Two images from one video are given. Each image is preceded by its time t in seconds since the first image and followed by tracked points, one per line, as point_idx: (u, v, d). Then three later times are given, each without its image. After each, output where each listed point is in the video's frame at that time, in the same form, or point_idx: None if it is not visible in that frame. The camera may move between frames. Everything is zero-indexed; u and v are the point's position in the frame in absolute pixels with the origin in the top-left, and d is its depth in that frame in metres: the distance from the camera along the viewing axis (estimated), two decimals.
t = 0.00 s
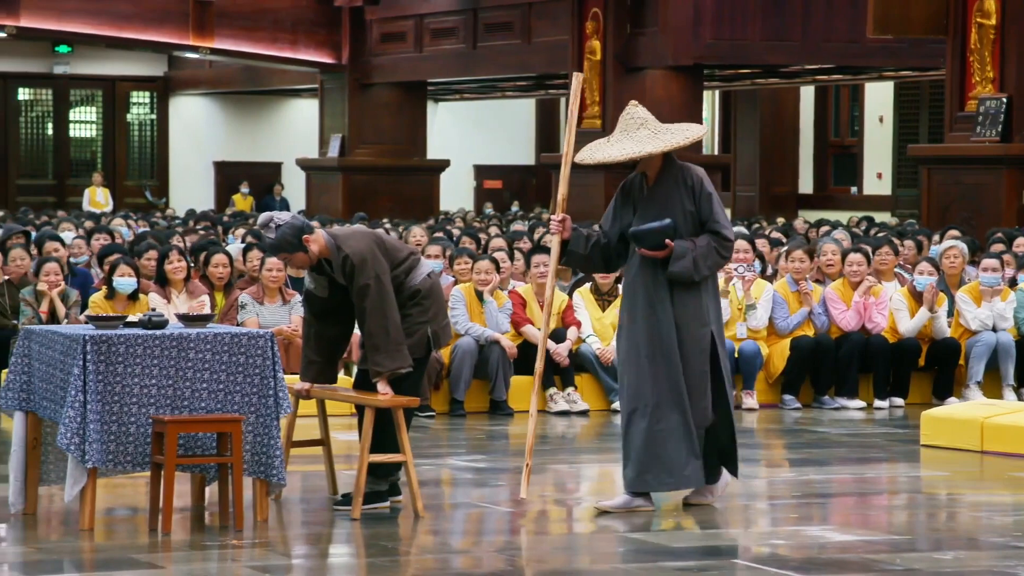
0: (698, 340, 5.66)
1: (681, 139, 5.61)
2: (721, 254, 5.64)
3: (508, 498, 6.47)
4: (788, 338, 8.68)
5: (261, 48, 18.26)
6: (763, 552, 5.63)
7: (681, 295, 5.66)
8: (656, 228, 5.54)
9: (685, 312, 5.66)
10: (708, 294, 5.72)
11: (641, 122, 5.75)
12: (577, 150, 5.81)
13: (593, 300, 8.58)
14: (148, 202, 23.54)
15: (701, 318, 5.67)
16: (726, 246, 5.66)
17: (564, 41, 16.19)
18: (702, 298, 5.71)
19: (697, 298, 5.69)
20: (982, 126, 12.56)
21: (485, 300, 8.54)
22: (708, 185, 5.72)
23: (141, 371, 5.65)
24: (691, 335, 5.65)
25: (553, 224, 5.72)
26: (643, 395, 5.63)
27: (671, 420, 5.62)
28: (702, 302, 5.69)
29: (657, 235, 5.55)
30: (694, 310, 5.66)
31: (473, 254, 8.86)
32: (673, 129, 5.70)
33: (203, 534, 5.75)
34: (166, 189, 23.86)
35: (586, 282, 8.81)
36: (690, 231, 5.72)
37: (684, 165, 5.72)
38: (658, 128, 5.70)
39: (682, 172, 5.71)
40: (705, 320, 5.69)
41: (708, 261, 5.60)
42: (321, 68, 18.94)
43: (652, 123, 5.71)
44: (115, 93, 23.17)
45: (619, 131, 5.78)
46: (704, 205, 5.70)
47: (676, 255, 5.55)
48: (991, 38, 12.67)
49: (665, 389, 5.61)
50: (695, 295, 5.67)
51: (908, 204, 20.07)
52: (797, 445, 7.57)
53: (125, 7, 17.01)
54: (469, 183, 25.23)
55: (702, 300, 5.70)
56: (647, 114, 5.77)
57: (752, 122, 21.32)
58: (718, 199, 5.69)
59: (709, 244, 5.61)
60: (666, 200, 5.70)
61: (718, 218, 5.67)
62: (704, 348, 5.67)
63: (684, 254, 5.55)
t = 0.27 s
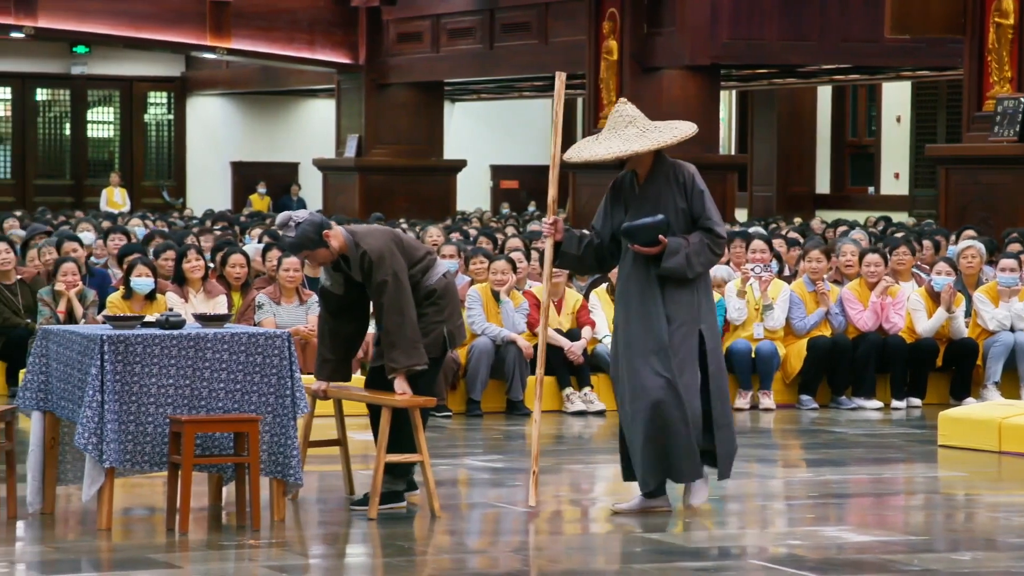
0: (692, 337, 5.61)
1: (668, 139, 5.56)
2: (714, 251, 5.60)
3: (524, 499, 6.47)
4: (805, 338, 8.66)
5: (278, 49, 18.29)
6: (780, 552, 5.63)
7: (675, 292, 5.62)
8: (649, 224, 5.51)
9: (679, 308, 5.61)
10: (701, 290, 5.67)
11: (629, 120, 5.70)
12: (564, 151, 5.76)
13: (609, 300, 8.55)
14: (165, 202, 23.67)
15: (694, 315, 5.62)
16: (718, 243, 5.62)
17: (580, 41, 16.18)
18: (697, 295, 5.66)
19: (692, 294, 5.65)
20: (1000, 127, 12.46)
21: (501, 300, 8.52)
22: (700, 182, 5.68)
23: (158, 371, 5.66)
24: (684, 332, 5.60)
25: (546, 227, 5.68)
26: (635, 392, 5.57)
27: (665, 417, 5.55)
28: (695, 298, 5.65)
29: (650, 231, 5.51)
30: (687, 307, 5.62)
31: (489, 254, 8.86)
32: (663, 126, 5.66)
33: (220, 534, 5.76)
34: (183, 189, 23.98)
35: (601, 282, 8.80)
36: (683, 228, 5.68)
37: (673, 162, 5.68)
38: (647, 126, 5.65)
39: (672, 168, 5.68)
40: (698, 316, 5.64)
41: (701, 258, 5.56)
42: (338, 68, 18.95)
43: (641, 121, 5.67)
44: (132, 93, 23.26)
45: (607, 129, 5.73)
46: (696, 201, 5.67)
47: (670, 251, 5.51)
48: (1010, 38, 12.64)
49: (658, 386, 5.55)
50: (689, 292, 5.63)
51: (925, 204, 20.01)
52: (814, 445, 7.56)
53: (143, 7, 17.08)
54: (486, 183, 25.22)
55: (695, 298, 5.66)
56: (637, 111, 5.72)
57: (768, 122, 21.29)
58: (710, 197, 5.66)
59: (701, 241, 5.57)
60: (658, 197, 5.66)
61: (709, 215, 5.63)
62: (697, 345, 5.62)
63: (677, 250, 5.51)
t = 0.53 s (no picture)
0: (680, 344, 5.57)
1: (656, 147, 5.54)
2: (704, 258, 5.54)
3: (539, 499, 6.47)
4: (820, 338, 8.67)
5: (293, 49, 18.31)
6: (794, 553, 5.62)
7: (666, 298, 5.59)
8: (637, 230, 5.52)
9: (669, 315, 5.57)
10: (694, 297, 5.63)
11: (620, 125, 5.69)
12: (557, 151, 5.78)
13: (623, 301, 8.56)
14: (180, 202, 23.62)
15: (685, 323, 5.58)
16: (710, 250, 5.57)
17: (595, 41, 16.18)
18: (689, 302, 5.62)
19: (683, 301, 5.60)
20: (1016, 125, 12.48)
21: (515, 300, 8.53)
22: (695, 190, 5.63)
23: (173, 371, 5.66)
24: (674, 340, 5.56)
25: (547, 233, 5.62)
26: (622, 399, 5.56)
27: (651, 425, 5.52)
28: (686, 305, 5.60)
29: (639, 238, 5.52)
30: (678, 313, 5.58)
31: (502, 254, 8.85)
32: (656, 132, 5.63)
33: (235, 534, 5.76)
34: (198, 189, 23.91)
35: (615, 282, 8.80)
36: (677, 234, 5.64)
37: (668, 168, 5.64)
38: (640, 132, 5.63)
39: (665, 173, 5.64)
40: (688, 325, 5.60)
41: (690, 264, 5.51)
42: (352, 68, 18.97)
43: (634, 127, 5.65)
44: (147, 93, 23.24)
45: (598, 133, 5.73)
46: (688, 207, 5.61)
47: (657, 257, 5.50)
48: None
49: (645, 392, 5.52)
50: (677, 298, 5.59)
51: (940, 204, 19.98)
52: (829, 445, 7.55)
53: (158, 8, 17.15)
54: (500, 182, 25.21)
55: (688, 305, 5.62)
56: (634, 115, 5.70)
57: (783, 122, 21.26)
58: (703, 204, 5.60)
59: (691, 247, 5.53)
60: (651, 204, 5.64)
61: (701, 223, 5.58)
62: (685, 353, 5.58)
63: (665, 256, 5.49)
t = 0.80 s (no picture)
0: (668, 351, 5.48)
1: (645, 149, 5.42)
2: (693, 266, 5.43)
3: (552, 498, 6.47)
4: (833, 338, 8.66)
5: (306, 49, 18.32)
6: (807, 553, 5.62)
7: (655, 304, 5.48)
8: (623, 236, 5.45)
9: (658, 321, 5.47)
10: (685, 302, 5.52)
11: (615, 127, 5.59)
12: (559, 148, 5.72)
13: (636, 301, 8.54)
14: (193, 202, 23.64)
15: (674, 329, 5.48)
16: (700, 257, 5.45)
17: (608, 41, 16.18)
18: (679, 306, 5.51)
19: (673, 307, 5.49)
20: None
21: (529, 300, 8.54)
22: (689, 196, 5.49)
23: (186, 371, 5.67)
24: (662, 346, 5.46)
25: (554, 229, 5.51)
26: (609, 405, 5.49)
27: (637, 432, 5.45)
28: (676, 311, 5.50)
29: (623, 244, 5.45)
30: (667, 319, 5.47)
31: (515, 254, 8.84)
32: (651, 134, 5.50)
33: (248, 534, 5.77)
34: (211, 189, 23.90)
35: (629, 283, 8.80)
36: (669, 239, 5.52)
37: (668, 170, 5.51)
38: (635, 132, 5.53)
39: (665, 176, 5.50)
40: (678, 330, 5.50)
41: (677, 271, 5.41)
42: (365, 68, 18.98)
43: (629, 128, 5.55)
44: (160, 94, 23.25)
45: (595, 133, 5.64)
46: (680, 213, 5.48)
47: (643, 265, 5.41)
48: None
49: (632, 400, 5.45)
50: (666, 305, 5.48)
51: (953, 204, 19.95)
52: (841, 445, 7.55)
53: (172, 8, 17.18)
54: (513, 182, 25.21)
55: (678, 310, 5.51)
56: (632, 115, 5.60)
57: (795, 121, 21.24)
58: (695, 209, 5.47)
59: (680, 254, 5.42)
60: (645, 207, 5.53)
61: (691, 230, 5.45)
62: (672, 360, 5.48)
63: (650, 262, 5.39)
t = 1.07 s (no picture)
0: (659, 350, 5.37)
1: (643, 139, 5.34)
2: (679, 262, 5.28)
3: (566, 498, 6.48)
4: (848, 338, 8.64)
5: (321, 49, 18.32)
6: (822, 553, 5.62)
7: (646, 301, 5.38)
8: (609, 228, 5.36)
9: (649, 320, 5.38)
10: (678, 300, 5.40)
11: (608, 120, 5.52)
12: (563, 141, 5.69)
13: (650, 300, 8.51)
14: (208, 202, 23.70)
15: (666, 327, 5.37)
16: (686, 253, 5.29)
17: (622, 41, 16.16)
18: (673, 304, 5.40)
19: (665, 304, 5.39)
20: None
21: (544, 300, 8.57)
22: (681, 191, 5.38)
23: (201, 371, 5.67)
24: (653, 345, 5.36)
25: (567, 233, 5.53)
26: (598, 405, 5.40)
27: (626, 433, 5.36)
28: (668, 309, 5.39)
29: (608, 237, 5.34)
30: (658, 317, 5.37)
31: (530, 254, 8.81)
32: (648, 127, 5.43)
33: (263, 534, 5.77)
34: (226, 190, 23.95)
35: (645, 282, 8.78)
36: (659, 236, 5.41)
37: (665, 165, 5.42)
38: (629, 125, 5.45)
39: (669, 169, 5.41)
40: (670, 329, 5.39)
41: (662, 267, 5.28)
42: (380, 68, 18.99)
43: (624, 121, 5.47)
44: (175, 94, 23.26)
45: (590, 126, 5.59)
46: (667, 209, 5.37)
47: (626, 260, 5.31)
48: None
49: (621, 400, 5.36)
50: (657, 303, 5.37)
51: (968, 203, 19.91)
52: (857, 445, 7.54)
53: (187, 9, 17.19)
54: (528, 183, 25.17)
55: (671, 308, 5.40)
56: (626, 109, 5.52)
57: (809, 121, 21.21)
58: (683, 205, 5.33)
59: (664, 250, 5.29)
60: (638, 202, 5.45)
61: (676, 226, 5.32)
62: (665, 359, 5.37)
63: (634, 259, 5.29)
